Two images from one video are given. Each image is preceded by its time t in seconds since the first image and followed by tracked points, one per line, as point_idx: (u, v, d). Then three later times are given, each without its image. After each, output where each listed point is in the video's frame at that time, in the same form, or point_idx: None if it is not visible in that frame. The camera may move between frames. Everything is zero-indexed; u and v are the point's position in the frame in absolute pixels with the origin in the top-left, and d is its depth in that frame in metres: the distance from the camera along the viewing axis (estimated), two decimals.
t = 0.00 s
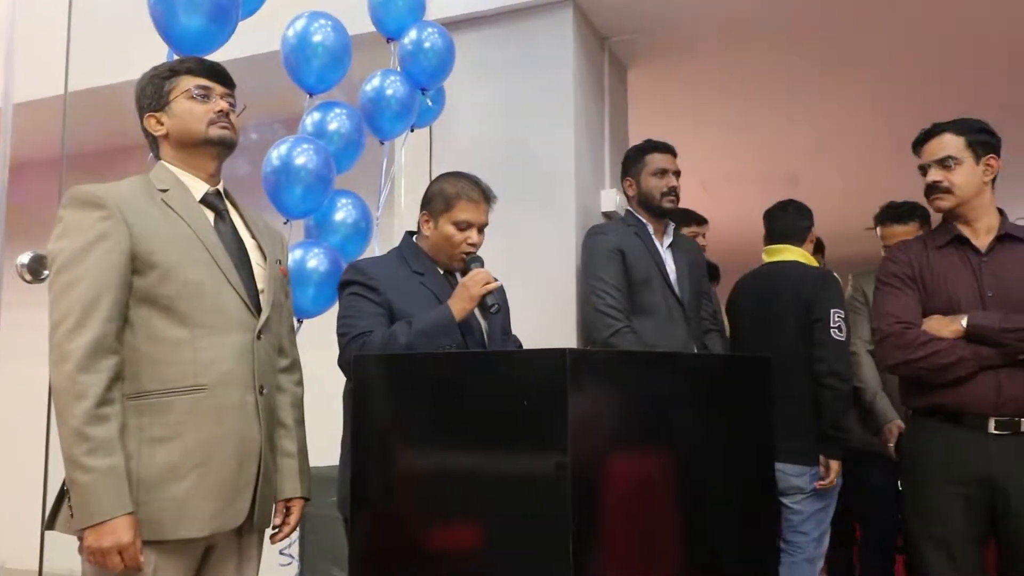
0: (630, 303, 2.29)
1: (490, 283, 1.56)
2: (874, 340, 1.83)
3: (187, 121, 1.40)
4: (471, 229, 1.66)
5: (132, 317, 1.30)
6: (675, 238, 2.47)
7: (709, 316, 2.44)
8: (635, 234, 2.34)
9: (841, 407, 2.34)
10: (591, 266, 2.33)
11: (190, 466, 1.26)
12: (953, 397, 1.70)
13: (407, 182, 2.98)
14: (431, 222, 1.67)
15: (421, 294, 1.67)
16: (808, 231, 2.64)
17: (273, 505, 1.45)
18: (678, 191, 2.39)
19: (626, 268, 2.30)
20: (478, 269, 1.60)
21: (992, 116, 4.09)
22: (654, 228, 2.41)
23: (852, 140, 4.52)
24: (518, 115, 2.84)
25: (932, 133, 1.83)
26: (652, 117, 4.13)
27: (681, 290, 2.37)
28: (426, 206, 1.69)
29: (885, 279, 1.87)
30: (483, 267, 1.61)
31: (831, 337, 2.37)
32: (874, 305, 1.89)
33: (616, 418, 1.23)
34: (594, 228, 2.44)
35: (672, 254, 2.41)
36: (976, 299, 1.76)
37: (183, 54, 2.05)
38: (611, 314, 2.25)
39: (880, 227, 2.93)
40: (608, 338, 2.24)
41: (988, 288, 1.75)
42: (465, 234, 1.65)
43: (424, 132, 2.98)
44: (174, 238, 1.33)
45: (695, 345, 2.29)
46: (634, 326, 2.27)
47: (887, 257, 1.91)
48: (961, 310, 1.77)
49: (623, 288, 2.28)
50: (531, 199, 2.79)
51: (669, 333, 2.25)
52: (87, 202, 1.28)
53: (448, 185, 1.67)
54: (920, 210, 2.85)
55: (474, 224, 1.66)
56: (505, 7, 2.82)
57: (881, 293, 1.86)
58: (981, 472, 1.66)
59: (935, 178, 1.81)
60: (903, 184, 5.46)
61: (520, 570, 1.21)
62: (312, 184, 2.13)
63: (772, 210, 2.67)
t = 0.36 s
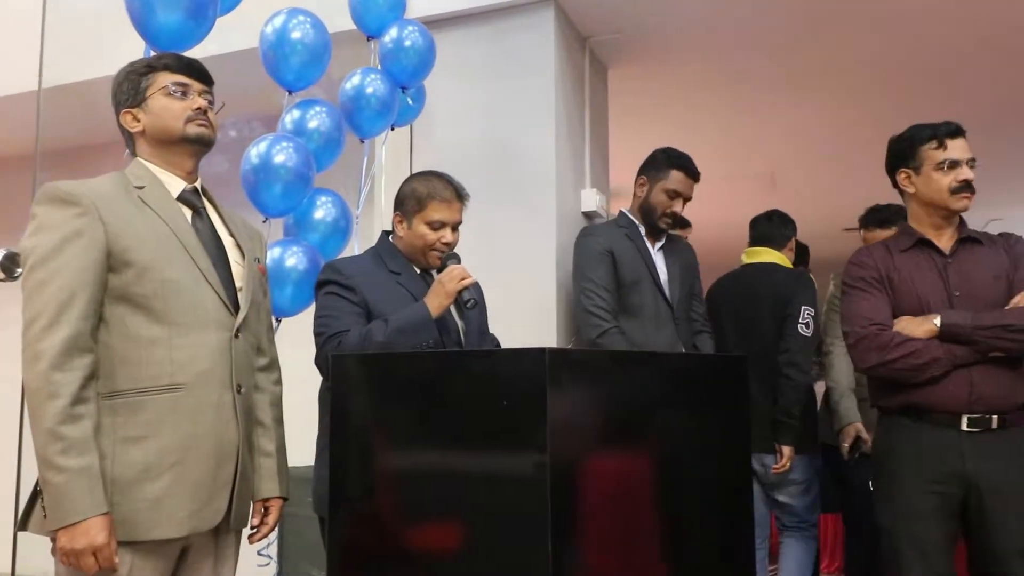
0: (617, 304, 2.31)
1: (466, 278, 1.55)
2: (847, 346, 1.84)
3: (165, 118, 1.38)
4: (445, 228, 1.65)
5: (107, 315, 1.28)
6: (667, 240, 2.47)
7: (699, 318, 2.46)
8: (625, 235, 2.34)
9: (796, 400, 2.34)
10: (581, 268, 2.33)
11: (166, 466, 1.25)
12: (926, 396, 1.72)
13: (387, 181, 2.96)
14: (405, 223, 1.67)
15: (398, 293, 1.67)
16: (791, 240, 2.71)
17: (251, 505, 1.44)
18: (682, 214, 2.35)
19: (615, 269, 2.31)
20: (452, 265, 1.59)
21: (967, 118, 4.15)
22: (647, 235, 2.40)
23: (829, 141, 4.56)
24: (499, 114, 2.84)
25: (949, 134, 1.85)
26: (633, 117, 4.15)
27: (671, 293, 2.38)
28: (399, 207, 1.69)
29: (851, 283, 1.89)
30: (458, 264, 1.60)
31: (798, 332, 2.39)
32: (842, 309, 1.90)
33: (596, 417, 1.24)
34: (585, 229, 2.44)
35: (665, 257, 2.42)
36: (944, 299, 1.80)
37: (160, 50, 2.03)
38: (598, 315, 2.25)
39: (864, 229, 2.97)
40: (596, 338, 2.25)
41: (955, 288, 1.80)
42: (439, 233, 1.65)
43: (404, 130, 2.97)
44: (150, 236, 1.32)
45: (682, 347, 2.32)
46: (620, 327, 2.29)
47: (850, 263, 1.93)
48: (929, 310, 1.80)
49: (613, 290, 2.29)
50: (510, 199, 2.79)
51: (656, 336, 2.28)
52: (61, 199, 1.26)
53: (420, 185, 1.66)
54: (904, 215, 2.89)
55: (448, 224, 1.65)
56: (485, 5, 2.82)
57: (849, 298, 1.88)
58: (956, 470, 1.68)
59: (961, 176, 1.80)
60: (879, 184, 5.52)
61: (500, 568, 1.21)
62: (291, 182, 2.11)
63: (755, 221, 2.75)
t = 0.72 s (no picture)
0: (611, 305, 2.34)
1: (444, 278, 1.55)
2: (818, 343, 1.83)
3: (142, 115, 1.37)
4: (426, 230, 1.65)
5: (81, 314, 1.27)
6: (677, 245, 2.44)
7: (699, 326, 2.45)
8: (629, 239, 2.35)
9: (778, 406, 2.44)
10: (577, 267, 2.36)
11: (141, 466, 1.24)
12: (894, 394, 1.74)
13: (366, 181, 2.95)
14: (386, 222, 1.67)
15: (376, 292, 1.66)
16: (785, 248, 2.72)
17: (228, 506, 1.43)
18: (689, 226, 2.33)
19: (611, 271, 2.33)
20: (432, 265, 1.59)
21: (942, 120, 4.20)
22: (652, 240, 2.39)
23: (807, 143, 4.61)
24: (478, 114, 2.84)
25: (902, 139, 1.89)
26: (613, 118, 4.16)
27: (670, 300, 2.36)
28: (382, 206, 1.68)
29: (816, 280, 1.90)
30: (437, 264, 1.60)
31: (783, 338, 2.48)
32: (805, 308, 1.91)
33: (574, 417, 1.24)
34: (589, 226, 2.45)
35: (667, 264, 2.40)
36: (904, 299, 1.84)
37: (135, 46, 2.00)
38: (588, 314, 2.29)
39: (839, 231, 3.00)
40: (583, 338, 2.29)
41: (913, 288, 1.84)
42: (419, 234, 1.64)
43: (384, 130, 2.96)
44: (126, 234, 1.30)
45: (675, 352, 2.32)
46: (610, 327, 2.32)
47: (807, 261, 1.95)
48: (893, 310, 1.83)
49: (607, 290, 2.32)
50: (488, 198, 2.79)
51: (646, 339, 2.29)
52: (33, 196, 1.24)
53: (404, 186, 1.65)
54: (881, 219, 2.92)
55: (429, 226, 1.65)
56: (465, 5, 2.82)
57: (814, 296, 1.89)
58: (918, 465, 1.70)
59: (910, 182, 1.84)
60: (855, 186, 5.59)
61: (479, 568, 1.21)
62: (269, 181, 2.10)
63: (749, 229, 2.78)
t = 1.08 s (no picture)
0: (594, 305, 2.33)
1: (419, 283, 1.55)
2: (788, 354, 1.82)
3: (110, 112, 1.35)
4: (401, 232, 1.64)
5: (46, 314, 1.24)
6: (657, 239, 2.46)
7: (681, 322, 2.45)
8: (611, 237, 2.35)
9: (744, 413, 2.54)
10: (562, 266, 2.33)
11: (107, 468, 1.22)
12: (858, 399, 1.76)
13: (340, 180, 2.93)
14: (361, 222, 1.65)
15: (351, 295, 1.65)
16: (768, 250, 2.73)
17: (195, 508, 1.41)
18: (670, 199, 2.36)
19: (595, 271, 2.31)
20: (407, 269, 1.58)
21: (910, 125, 4.29)
22: (635, 233, 2.41)
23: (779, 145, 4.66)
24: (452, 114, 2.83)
25: (852, 142, 1.92)
26: (587, 118, 4.18)
27: (653, 296, 2.36)
28: (356, 205, 1.67)
29: (778, 291, 1.89)
30: (412, 267, 1.60)
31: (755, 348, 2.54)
32: (767, 316, 1.90)
33: (547, 418, 1.25)
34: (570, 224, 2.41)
35: (649, 259, 2.40)
36: (861, 304, 1.88)
37: (103, 41, 1.97)
38: (575, 316, 2.26)
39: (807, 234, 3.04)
40: (570, 339, 2.26)
41: (868, 293, 1.88)
42: (394, 237, 1.63)
43: (357, 128, 2.94)
44: (92, 232, 1.28)
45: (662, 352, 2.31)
46: (596, 327, 2.30)
47: (765, 267, 1.95)
48: (851, 317, 1.86)
49: (592, 290, 2.30)
50: (461, 198, 2.79)
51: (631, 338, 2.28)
52: None
53: (382, 186, 1.64)
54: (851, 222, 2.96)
55: (405, 228, 1.64)
56: (439, 4, 2.81)
57: (778, 304, 1.88)
58: (883, 465, 1.73)
59: (859, 186, 1.88)
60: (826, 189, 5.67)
61: (450, 569, 1.21)
62: (240, 179, 2.08)
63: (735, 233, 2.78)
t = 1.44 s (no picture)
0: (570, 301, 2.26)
1: (384, 288, 1.54)
2: (759, 350, 1.84)
3: (69, 106, 1.32)
4: (367, 234, 1.63)
5: None
6: (613, 233, 2.48)
7: (639, 312, 2.47)
8: (578, 229, 2.31)
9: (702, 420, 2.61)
10: (533, 265, 2.25)
11: (62, 470, 1.20)
12: (824, 396, 1.79)
13: (304, 178, 2.89)
14: (326, 222, 1.64)
15: (316, 297, 1.64)
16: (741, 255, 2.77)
17: (154, 511, 1.39)
18: (621, 179, 2.39)
19: (569, 265, 2.26)
20: (372, 273, 1.57)
21: (870, 128, 4.37)
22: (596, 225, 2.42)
23: (743, 147, 4.73)
24: (419, 112, 2.82)
25: (823, 148, 1.95)
26: (555, 119, 4.20)
27: (621, 286, 2.37)
28: (321, 206, 1.65)
29: (750, 288, 1.91)
30: (378, 272, 1.58)
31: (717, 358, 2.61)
32: (738, 313, 1.92)
33: (512, 418, 1.25)
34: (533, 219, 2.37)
35: (614, 250, 2.42)
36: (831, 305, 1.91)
37: (60, 33, 1.93)
38: (556, 314, 2.18)
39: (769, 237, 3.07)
40: (554, 339, 2.16)
41: (837, 294, 1.92)
42: (360, 238, 1.62)
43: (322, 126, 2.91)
44: (48, 229, 1.25)
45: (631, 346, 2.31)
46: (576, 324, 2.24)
47: (739, 267, 1.96)
48: (821, 316, 1.89)
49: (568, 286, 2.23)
50: (428, 198, 2.78)
51: (609, 334, 2.25)
52: None
53: (345, 187, 1.62)
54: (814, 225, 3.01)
55: (371, 230, 1.63)
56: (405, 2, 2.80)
57: (750, 301, 1.89)
58: (846, 461, 1.77)
59: (830, 190, 1.91)
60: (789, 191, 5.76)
61: (414, 570, 1.20)
62: (202, 175, 2.05)
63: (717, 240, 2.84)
